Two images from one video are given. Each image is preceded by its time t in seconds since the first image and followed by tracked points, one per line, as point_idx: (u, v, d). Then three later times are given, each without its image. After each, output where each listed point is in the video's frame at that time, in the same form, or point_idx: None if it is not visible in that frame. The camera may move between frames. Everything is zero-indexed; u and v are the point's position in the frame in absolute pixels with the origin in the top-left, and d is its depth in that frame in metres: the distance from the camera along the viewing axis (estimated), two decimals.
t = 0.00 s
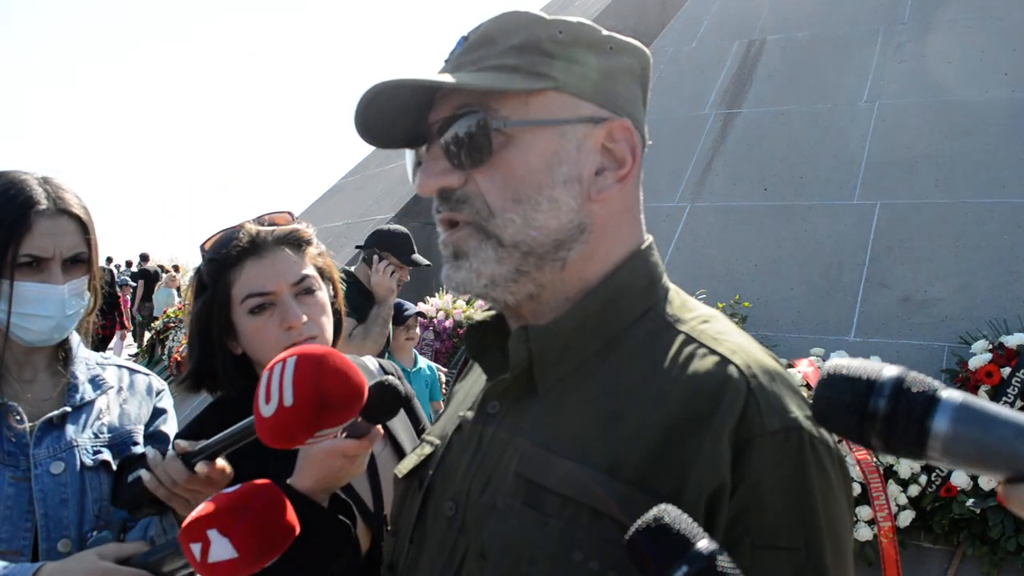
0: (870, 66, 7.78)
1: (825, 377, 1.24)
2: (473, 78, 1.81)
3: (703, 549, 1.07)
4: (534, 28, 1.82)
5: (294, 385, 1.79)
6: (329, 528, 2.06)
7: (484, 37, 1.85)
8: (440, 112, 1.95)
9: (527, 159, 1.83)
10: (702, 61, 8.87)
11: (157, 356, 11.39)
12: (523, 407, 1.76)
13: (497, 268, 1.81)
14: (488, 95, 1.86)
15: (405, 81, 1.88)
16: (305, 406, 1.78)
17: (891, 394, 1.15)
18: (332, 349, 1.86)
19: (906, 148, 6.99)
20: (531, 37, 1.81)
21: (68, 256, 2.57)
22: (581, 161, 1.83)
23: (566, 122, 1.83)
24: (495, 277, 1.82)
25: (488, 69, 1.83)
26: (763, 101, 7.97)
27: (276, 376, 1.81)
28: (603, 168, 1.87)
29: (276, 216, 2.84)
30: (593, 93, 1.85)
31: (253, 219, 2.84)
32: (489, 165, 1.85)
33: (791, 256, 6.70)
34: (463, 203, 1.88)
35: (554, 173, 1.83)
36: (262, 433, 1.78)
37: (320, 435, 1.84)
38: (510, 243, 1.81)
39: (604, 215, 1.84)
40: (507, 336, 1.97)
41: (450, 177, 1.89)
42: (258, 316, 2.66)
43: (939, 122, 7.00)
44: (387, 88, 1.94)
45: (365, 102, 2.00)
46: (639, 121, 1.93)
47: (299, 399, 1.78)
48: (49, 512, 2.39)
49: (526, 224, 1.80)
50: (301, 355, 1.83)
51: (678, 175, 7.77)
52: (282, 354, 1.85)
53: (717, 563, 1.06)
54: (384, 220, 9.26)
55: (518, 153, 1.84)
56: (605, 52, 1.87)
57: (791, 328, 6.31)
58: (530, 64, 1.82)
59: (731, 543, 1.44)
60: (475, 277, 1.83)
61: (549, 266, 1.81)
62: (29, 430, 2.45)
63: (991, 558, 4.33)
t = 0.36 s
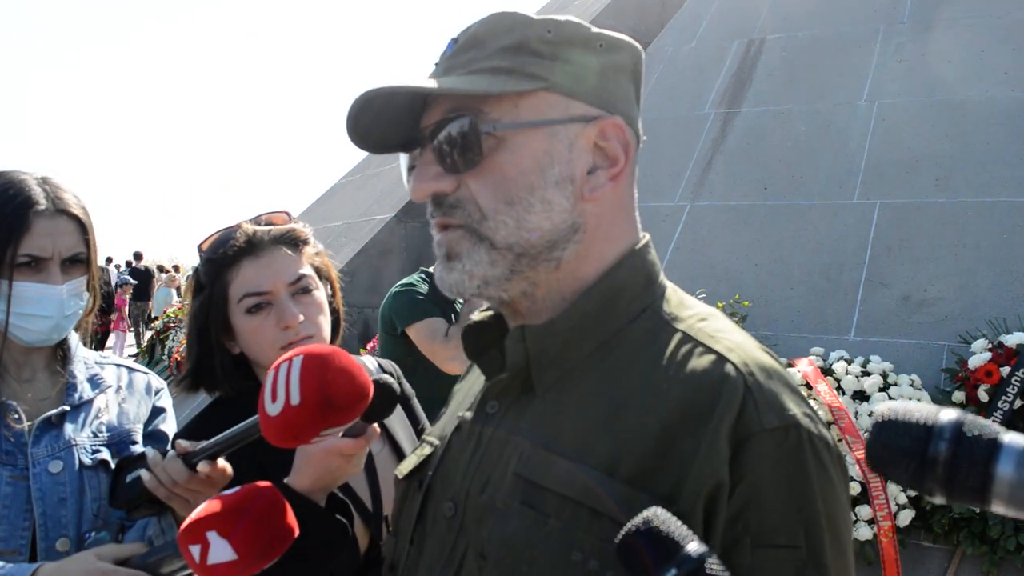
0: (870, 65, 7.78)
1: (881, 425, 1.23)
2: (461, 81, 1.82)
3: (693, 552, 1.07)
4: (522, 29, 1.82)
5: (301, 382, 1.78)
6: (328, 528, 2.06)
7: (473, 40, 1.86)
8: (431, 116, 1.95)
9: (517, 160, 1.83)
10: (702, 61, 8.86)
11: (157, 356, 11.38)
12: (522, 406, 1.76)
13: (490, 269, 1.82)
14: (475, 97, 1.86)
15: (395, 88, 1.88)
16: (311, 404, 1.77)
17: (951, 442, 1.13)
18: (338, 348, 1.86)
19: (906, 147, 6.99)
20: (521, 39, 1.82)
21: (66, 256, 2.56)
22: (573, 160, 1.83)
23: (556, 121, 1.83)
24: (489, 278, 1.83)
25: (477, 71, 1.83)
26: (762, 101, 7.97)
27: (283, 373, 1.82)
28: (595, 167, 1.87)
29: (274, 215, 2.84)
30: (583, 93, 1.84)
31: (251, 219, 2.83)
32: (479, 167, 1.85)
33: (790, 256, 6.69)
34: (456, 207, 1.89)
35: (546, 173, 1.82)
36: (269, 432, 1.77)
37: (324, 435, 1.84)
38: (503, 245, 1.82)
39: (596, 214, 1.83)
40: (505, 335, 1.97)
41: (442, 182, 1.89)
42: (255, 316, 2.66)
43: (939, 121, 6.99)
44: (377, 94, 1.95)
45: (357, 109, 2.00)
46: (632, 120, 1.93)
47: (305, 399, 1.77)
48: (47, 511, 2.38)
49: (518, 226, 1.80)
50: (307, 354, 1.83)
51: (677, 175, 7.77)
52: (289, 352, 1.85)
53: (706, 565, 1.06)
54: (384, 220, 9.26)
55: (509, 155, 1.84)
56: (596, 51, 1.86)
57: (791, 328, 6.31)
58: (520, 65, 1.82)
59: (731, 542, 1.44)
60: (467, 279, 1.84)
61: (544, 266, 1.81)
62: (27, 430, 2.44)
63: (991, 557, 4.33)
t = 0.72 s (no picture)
0: (871, 66, 7.77)
1: (941, 435, 1.11)
2: (439, 91, 1.84)
3: (682, 553, 1.08)
4: (499, 34, 1.83)
5: (296, 374, 1.79)
6: (328, 527, 2.06)
7: (455, 49, 1.87)
8: (417, 127, 1.97)
9: (494, 166, 1.84)
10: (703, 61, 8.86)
11: (157, 355, 11.37)
12: (522, 406, 1.76)
13: (475, 273, 1.82)
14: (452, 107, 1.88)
15: (378, 104, 1.92)
16: (304, 397, 1.77)
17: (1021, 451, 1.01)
18: (334, 341, 1.86)
19: (906, 148, 6.99)
20: (496, 45, 1.82)
21: (69, 254, 2.57)
22: (551, 162, 1.81)
23: (532, 124, 1.82)
24: (475, 283, 1.83)
25: (456, 80, 1.85)
26: (763, 101, 7.96)
27: (278, 366, 1.82)
28: (577, 166, 1.84)
29: (274, 214, 2.83)
30: (560, 92, 1.82)
31: (251, 216, 2.83)
32: (460, 174, 1.86)
33: (791, 256, 6.69)
34: (439, 215, 1.90)
35: (523, 177, 1.82)
36: (263, 424, 1.77)
37: (319, 428, 1.83)
38: (484, 250, 1.82)
39: (582, 214, 1.82)
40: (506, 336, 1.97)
41: (427, 190, 1.90)
42: (254, 314, 2.66)
43: (939, 122, 6.99)
44: (364, 110, 1.99)
45: (347, 121, 2.02)
46: (619, 116, 1.89)
47: (300, 391, 1.77)
48: (46, 509, 2.38)
49: (498, 230, 1.81)
50: (302, 347, 1.83)
51: (678, 175, 7.76)
52: (284, 345, 1.85)
53: (694, 566, 1.07)
54: (385, 219, 9.25)
55: (486, 161, 1.84)
56: (576, 50, 1.84)
57: (792, 328, 6.31)
58: (495, 70, 1.82)
59: (728, 542, 1.44)
60: (455, 283, 1.85)
61: (530, 268, 1.81)
62: (27, 427, 2.45)
63: (991, 557, 4.32)
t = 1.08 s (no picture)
0: (870, 65, 7.76)
1: (919, 400, 1.08)
2: (463, 84, 1.82)
3: (687, 552, 1.07)
4: (524, 30, 1.82)
5: (290, 378, 1.78)
6: (327, 529, 2.06)
7: (477, 42, 1.86)
8: (431, 120, 1.95)
9: (518, 161, 1.83)
10: (703, 61, 8.85)
11: (157, 355, 11.36)
12: (523, 408, 1.75)
13: (492, 268, 1.81)
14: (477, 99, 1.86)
15: (397, 91, 1.90)
16: (298, 400, 1.76)
17: (995, 417, 1.00)
18: (328, 345, 1.86)
19: (906, 147, 6.98)
20: (521, 41, 1.81)
21: (66, 257, 2.56)
22: (574, 161, 1.81)
23: (557, 122, 1.81)
24: (491, 278, 1.81)
25: (480, 74, 1.84)
26: (763, 101, 7.96)
27: (272, 370, 1.81)
28: (597, 167, 1.85)
29: (271, 217, 2.83)
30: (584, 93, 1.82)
31: (248, 219, 2.83)
32: (482, 168, 1.85)
33: (791, 256, 6.69)
34: (457, 208, 1.88)
35: (546, 174, 1.81)
36: (257, 427, 1.77)
37: (315, 432, 1.82)
38: (504, 245, 1.81)
39: (599, 216, 1.82)
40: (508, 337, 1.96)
41: (444, 183, 1.89)
42: (252, 318, 2.65)
43: (940, 121, 6.98)
44: (382, 98, 1.96)
45: (363, 109, 2.00)
46: (636, 121, 1.90)
47: (294, 394, 1.77)
48: (43, 511, 2.38)
49: (520, 226, 1.79)
50: (296, 351, 1.83)
51: (678, 174, 7.75)
52: (278, 349, 1.85)
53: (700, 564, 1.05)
54: (385, 219, 9.24)
55: (509, 156, 1.83)
56: (598, 52, 1.84)
57: (792, 328, 6.31)
58: (520, 67, 1.81)
59: (729, 543, 1.43)
60: (470, 277, 1.82)
61: (546, 266, 1.80)
62: (24, 430, 2.44)
63: (991, 557, 4.33)
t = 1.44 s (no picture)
0: (870, 65, 7.75)
1: (939, 452, 1.14)
2: (453, 94, 1.80)
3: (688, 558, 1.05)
4: (512, 35, 1.79)
5: (289, 381, 1.76)
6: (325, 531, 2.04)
7: (467, 50, 1.84)
8: (427, 129, 1.94)
9: (508, 169, 1.80)
10: (703, 61, 8.84)
11: (157, 356, 11.33)
12: (527, 410, 1.73)
13: (487, 278, 1.79)
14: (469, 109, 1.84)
15: (388, 105, 1.88)
16: (299, 402, 1.75)
17: (1021, 471, 1.04)
18: (326, 348, 1.84)
19: (906, 148, 6.97)
20: (510, 46, 1.79)
21: (60, 258, 2.54)
22: (565, 166, 1.79)
23: (547, 127, 1.79)
24: (486, 288, 1.80)
25: (470, 81, 1.82)
26: (763, 101, 7.95)
27: (270, 374, 1.79)
28: (590, 170, 1.82)
29: (271, 217, 2.81)
30: (576, 96, 1.80)
31: (249, 220, 2.81)
32: (474, 177, 1.83)
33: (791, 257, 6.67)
34: (451, 217, 1.87)
35: (535, 181, 1.79)
36: (256, 431, 1.74)
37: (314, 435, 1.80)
38: (496, 254, 1.79)
39: (593, 219, 1.79)
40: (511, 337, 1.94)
41: (438, 194, 1.87)
42: (252, 319, 2.64)
43: (940, 121, 6.97)
44: (375, 111, 1.94)
45: (357, 123, 1.98)
46: (631, 118, 1.87)
47: (293, 397, 1.75)
48: (40, 514, 2.35)
49: (510, 235, 1.77)
50: (295, 354, 1.81)
51: (678, 175, 7.74)
52: (276, 352, 1.83)
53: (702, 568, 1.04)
54: (384, 220, 9.22)
55: (500, 164, 1.81)
56: (590, 52, 1.81)
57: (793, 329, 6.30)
58: (510, 73, 1.80)
59: (735, 547, 1.42)
60: (465, 288, 1.82)
61: (542, 273, 1.79)
62: (20, 433, 2.42)
63: (991, 558, 4.32)
